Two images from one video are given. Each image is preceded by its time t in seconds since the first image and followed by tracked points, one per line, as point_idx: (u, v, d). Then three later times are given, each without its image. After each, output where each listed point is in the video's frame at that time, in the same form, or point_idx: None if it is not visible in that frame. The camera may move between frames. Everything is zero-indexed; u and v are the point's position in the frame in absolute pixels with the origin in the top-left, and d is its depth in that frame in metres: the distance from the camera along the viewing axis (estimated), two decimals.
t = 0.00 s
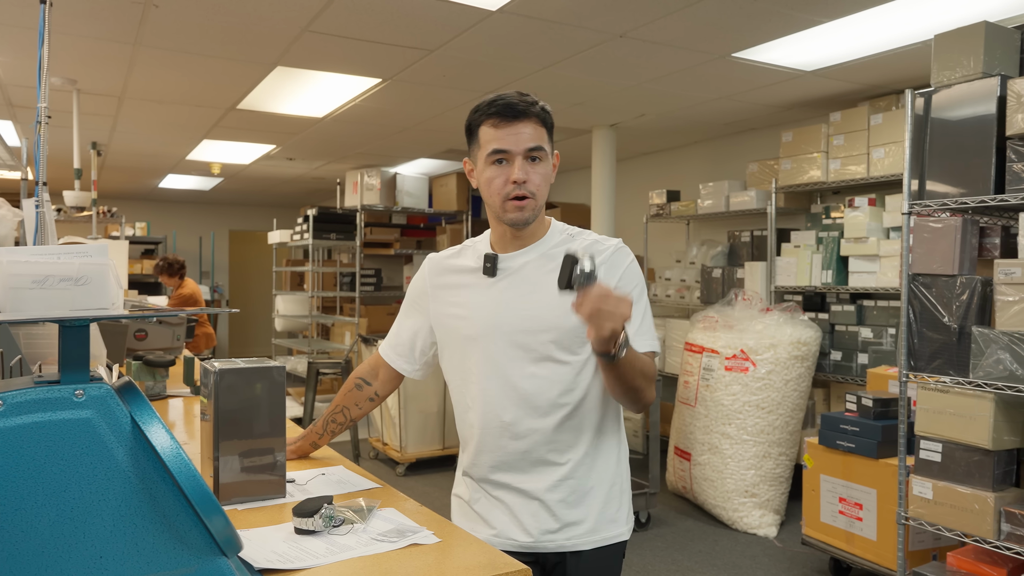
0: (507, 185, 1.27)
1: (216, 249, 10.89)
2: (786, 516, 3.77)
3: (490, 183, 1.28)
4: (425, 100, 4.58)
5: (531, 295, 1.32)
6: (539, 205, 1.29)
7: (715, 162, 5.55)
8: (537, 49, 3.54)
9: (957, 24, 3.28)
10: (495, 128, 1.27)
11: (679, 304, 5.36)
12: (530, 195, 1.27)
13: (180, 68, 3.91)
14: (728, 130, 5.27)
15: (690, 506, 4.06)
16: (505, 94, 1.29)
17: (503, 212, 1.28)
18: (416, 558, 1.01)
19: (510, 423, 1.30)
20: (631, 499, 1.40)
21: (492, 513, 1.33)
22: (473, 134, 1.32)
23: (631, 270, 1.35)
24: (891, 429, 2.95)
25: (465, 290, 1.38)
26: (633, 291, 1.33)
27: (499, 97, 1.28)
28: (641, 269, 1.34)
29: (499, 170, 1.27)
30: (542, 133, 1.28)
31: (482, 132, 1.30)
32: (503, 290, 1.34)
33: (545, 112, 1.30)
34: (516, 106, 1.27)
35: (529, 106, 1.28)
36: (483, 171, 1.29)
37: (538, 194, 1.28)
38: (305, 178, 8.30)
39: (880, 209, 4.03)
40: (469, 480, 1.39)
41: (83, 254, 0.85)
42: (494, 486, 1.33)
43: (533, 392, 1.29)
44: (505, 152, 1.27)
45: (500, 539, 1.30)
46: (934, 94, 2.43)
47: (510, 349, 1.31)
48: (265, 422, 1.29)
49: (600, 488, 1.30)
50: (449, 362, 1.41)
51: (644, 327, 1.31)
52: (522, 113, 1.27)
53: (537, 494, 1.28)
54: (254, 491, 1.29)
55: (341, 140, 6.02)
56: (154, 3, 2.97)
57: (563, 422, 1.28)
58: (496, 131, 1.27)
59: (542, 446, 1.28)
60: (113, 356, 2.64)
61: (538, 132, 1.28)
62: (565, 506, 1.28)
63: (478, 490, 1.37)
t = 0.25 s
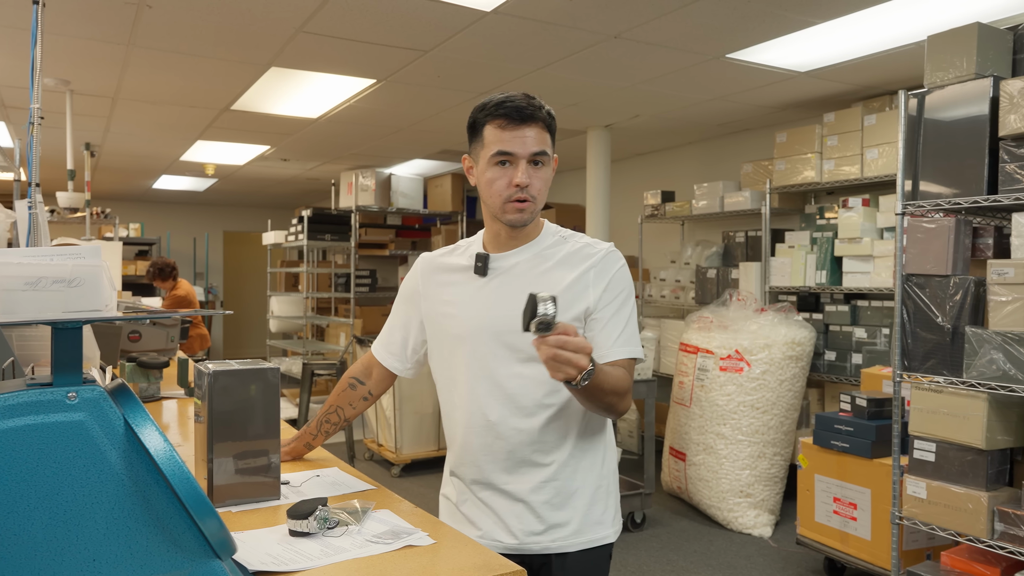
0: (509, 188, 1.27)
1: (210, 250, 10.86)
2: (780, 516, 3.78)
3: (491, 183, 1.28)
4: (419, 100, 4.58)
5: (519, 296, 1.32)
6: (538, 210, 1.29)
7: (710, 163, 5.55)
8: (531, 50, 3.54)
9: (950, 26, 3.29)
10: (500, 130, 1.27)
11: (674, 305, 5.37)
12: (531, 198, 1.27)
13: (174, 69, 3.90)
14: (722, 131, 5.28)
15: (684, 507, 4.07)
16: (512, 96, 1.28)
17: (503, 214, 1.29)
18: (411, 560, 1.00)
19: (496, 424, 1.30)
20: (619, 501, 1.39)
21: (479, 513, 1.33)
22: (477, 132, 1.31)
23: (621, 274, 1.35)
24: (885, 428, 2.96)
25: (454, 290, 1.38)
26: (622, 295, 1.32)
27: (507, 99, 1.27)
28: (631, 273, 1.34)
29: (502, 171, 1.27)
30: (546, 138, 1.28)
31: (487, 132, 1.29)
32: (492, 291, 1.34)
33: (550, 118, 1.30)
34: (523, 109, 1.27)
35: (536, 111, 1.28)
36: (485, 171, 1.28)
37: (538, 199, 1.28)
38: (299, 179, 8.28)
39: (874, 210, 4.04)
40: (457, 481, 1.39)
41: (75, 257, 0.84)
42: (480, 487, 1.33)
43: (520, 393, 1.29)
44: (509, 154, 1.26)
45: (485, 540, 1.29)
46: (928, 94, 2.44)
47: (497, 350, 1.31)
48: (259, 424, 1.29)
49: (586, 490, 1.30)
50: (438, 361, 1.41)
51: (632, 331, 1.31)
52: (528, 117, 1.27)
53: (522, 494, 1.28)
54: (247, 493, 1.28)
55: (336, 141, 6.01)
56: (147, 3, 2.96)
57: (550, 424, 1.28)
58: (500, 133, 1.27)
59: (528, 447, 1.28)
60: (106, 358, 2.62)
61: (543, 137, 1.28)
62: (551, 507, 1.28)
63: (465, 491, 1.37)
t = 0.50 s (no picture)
0: (481, 183, 1.27)
1: (205, 249, 10.83)
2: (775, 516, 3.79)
3: (465, 180, 1.29)
4: (415, 99, 4.57)
5: (503, 296, 1.32)
6: (514, 204, 1.28)
7: (705, 163, 5.56)
8: (527, 49, 3.54)
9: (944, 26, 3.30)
10: (473, 127, 1.27)
11: (670, 304, 5.37)
12: (504, 193, 1.27)
13: (168, 68, 3.89)
14: (717, 130, 5.29)
15: (680, 506, 4.07)
16: (487, 93, 1.28)
17: (477, 209, 1.29)
18: (406, 560, 1.00)
19: (480, 423, 1.30)
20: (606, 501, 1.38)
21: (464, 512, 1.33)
22: (454, 132, 1.32)
23: (607, 275, 1.34)
24: (880, 428, 2.97)
25: (441, 290, 1.38)
26: (608, 295, 1.32)
27: (480, 96, 1.28)
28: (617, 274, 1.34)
29: (474, 168, 1.27)
30: (520, 133, 1.28)
31: (462, 130, 1.30)
32: (477, 291, 1.34)
33: (525, 113, 1.29)
34: (495, 105, 1.26)
35: (509, 107, 1.27)
36: (459, 169, 1.29)
37: (512, 193, 1.28)
38: (294, 178, 8.27)
39: (869, 209, 4.06)
40: (444, 480, 1.39)
41: (69, 256, 0.83)
42: (466, 486, 1.33)
43: (503, 393, 1.29)
44: (481, 150, 1.27)
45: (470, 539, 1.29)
46: (922, 95, 2.45)
47: (482, 349, 1.31)
48: (254, 424, 1.29)
49: (571, 490, 1.29)
50: (425, 360, 1.41)
51: (619, 332, 1.30)
52: (501, 113, 1.27)
53: (506, 494, 1.28)
54: (242, 493, 1.28)
55: (331, 140, 6.00)
56: (142, 2, 2.95)
57: (534, 423, 1.27)
58: (474, 130, 1.27)
59: (511, 447, 1.28)
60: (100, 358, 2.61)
61: (517, 132, 1.27)
62: (535, 506, 1.27)
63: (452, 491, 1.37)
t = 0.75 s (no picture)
0: (469, 187, 1.26)
1: (202, 249, 10.81)
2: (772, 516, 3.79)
3: (453, 185, 1.28)
4: (412, 100, 4.57)
5: (495, 297, 1.31)
6: (503, 206, 1.28)
7: (702, 163, 5.57)
8: (524, 50, 3.54)
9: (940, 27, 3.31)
10: (459, 130, 1.27)
11: (667, 305, 5.38)
12: (492, 196, 1.26)
13: (165, 68, 3.88)
14: (714, 131, 5.30)
15: (677, 507, 4.07)
16: (472, 95, 1.28)
17: (466, 213, 1.28)
18: (404, 562, 1.00)
19: (471, 423, 1.30)
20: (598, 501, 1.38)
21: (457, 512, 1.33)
22: (440, 135, 1.32)
23: (599, 277, 1.34)
24: (877, 428, 2.97)
25: (432, 290, 1.38)
26: (599, 298, 1.32)
27: (465, 99, 1.27)
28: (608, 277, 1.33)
29: (462, 172, 1.27)
30: (507, 134, 1.27)
31: (448, 133, 1.29)
32: (468, 291, 1.33)
33: (511, 114, 1.28)
34: (480, 108, 1.26)
35: (494, 109, 1.27)
36: (447, 173, 1.29)
37: (500, 196, 1.27)
38: (291, 179, 8.25)
39: (865, 210, 4.06)
40: (436, 480, 1.39)
41: (67, 258, 0.83)
42: (459, 486, 1.33)
43: (495, 394, 1.29)
44: (467, 154, 1.26)
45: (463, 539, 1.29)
46: (919, 96, 2.45)
47: (474, 351, 1.31)
48: (252, 425, 1.28)
49: (563, 490, 1.29)
50: (417, 360, 1.41)
51: (609, 335, 1.30)
52: (486, 116, 1.26)
53: (498, 494, 1.28)
54: (240, 495, 1.27)
55: (328, 141, 5.99)
56: (138, 2, 2.94)
57: (525, 424, 1.27)
58: (460, 134, 1.27)
59: (503, 448, 1.28)
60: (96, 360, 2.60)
61: (503, 133, 1.27)
62: (527, 506, 1.27)
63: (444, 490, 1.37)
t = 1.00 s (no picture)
0: (467, 187, 1.26)
1: (203, 251, 10.82)
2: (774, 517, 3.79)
3: (451, 185, 1.29)
4: (413, 102, 4.57)
5: (495, 299, 1.31)
6: (501, 207, 1.28)
7: (703, 164, 5.57)
8: (525, 51, 3.54)
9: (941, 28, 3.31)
10: (457, 131, 1.27)
11: (668, 306, 5.37)
12: (490, 197, 1.26)
13: (166, 71, 3.89)
14: (715, 132, 5.30)
15: (679, 508, 4.07)
16: (470, 97, 1.28)
17: (465, 214, 1.28)
18: (407, 564, 1.00)
19: (471, 425, 1.29)
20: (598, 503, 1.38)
21: (456, 514, 1.33)
22: (440, 137, 1.32)
23: (600, 280, 1.33)
24: (879, 429, 2.97)
25: (433, 292, 1.38)
26: (601, 303, 1.31)
27: (463, 100, 1.28)
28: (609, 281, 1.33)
29: (459, 173, 1.27)
30: (504, 135, 1.27)
31: (447, 135, 1.30)
32: (468, 293, 1.33)
33: (509, 114, 1.28)
34: (477, 108, 1.26)
35: (491, 109, 1.27)
36: (445, 174, 1.30)
37: (498, 196, 1.27)
38: (292, 181, 8.26)
39: (867, 211, 4.06)
40: (435, 481, 1.39)
41: (69, 260, 0.83)
42: (458, 488, 1.33)
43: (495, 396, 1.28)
44: (465, 155, 1.26)
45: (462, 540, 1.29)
46: (920, 97, 2.45)
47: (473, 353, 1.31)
48: (253, 427, 1.28)
49: (563, 492, 1.29)
50: (417, 362, 1.41)
51: (610, 338, 1.30)
52: (483, 116, 1.26)
53: (498, 496, 1.27)
54: (242, 497, 1.27)
55: (329, 143, 5.99)
56: (140, 5, 2.95)
57: (525, 427, 1.27)
58: (458, 135, 1.27)
59: (503, 449, 1.28)
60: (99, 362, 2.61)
61: (500, 134, 1.27)
62: (527, 508, 1.27)
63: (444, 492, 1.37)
